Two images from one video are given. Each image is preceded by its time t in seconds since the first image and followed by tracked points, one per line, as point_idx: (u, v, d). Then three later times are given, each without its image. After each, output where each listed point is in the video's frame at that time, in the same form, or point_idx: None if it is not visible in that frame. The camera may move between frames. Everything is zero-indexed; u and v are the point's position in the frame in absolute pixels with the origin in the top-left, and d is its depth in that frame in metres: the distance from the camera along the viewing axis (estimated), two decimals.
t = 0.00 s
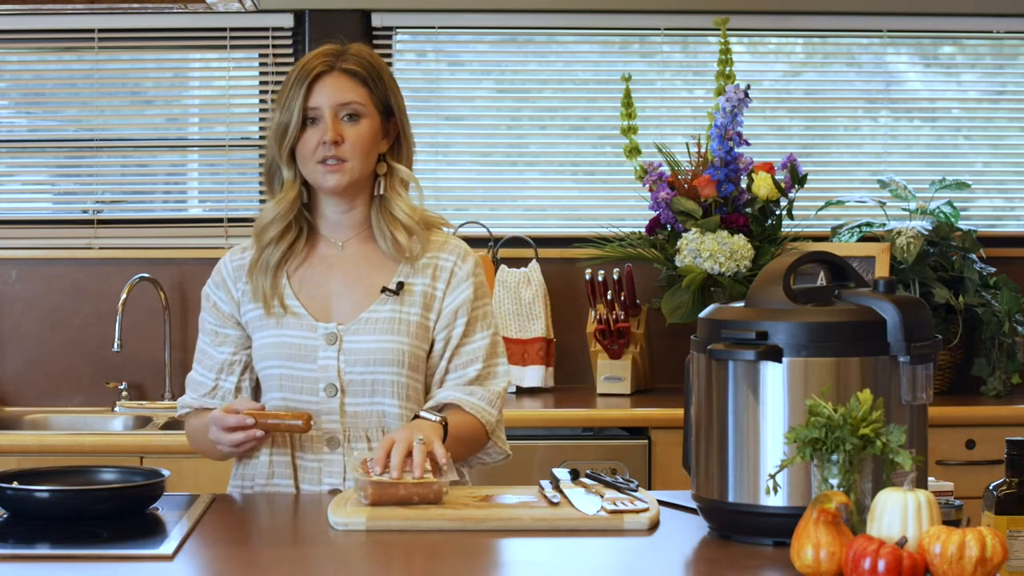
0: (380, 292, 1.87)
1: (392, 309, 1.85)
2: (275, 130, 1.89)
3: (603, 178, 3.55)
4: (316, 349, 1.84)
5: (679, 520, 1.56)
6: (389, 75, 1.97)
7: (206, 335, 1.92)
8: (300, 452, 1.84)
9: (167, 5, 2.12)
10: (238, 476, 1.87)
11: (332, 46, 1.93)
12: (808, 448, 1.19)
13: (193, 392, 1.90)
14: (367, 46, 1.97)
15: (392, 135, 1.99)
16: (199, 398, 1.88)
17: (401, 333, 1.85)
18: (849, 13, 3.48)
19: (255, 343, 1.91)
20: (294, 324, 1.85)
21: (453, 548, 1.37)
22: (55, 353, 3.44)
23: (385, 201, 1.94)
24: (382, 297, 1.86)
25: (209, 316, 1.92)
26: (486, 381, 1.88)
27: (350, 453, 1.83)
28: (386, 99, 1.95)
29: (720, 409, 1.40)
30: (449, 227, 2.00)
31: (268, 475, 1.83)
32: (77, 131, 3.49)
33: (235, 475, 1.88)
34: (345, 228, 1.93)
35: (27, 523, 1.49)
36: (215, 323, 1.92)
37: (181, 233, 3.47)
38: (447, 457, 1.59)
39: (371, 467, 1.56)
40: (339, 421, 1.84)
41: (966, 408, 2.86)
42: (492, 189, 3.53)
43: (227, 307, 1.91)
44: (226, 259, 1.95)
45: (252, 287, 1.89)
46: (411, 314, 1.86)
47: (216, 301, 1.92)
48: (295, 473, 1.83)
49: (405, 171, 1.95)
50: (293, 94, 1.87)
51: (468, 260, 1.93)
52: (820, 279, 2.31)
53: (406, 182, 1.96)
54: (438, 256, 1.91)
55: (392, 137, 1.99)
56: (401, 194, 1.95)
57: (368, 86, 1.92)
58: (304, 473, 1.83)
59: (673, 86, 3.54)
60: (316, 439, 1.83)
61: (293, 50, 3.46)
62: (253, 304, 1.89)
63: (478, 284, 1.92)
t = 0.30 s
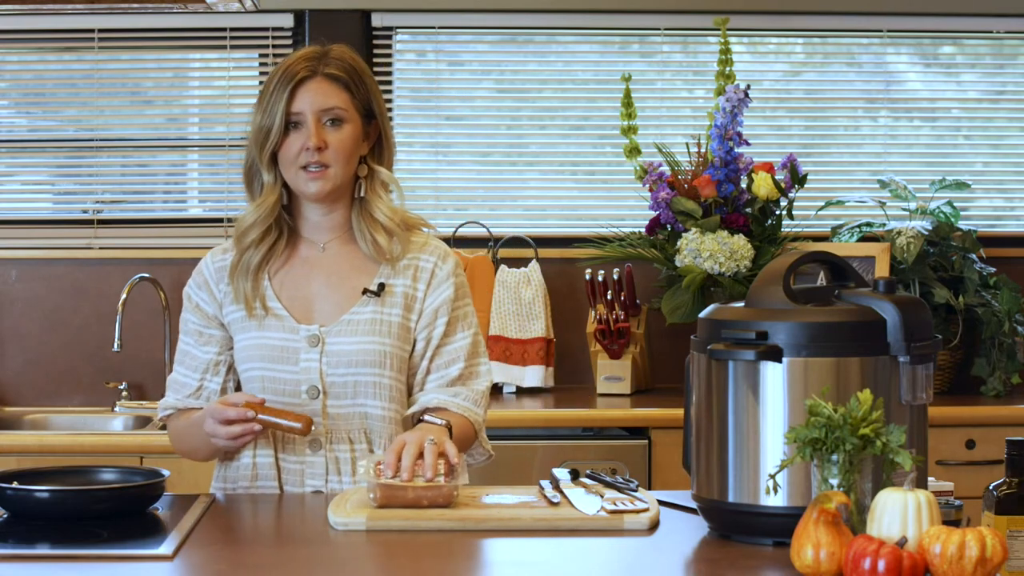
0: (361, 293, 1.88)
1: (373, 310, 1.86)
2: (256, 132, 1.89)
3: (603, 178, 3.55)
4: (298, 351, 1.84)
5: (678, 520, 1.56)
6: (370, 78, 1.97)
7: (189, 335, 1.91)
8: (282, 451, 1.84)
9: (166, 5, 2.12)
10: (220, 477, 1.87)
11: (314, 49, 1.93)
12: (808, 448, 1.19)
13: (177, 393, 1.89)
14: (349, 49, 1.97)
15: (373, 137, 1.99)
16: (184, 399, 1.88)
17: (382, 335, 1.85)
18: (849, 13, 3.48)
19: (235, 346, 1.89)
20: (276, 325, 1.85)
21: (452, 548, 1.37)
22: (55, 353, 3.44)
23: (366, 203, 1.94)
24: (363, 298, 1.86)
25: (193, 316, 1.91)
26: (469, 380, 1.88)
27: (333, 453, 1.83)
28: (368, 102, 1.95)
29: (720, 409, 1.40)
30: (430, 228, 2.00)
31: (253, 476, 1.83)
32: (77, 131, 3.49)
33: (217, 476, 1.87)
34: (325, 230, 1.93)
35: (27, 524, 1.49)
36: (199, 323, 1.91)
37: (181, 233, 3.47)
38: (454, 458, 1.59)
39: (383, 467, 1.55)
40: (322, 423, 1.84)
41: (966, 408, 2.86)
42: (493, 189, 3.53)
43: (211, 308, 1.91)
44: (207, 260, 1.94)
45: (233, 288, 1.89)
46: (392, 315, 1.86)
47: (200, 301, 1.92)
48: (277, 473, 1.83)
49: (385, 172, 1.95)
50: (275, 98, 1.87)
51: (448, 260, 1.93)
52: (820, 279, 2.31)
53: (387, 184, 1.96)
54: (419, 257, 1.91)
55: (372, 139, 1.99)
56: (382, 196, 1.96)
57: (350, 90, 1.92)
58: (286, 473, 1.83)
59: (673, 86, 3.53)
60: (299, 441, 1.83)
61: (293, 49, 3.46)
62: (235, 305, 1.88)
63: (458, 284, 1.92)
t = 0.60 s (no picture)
0: (348, 293, 1.88)
1: (360, 309, 1.86)
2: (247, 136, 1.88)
3: (603, 178, 3.55)
4: (285, 349, 1.84)
5: (678, 520, 1.56)
6: (359, 84, 1.96)
7: (180, 332, 1.88)
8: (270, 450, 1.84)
9: (166, 5, 2.11)
10: (205, 477, 1.86)
11: (304, 55, 1.92)
12: (808, 448, 1.19)
13: (170, 391, 1.86)
14: (339, 53, 1.96)
15: (361, 142, 1.99)
16: (179, 397, 1.84)
17: (368, 333, 1.85)
18: (849, 13, 3.48)
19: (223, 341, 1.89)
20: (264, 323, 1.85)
21: (452, 548, 1.37)
22: (55, 353, 3.44)
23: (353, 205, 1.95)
24: (350, 298, 1.87)
25: (184, 313, 1.89)
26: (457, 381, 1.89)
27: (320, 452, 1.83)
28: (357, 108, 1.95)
29: (720, 408, 1.40)
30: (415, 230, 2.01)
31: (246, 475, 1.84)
32: (77, 131, 3.49)
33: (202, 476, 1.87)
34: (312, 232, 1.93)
35: (27, 524, 1.49)
36: (191, 320, 1.89)
37: (181, 233, 3.47)
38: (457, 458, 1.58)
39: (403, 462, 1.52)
40: (308, 421, 1.84)
41: (966, 408, 2.86)
42: (493, 189, 3.53)
43: (203, 305, 1.89)
44: (195, 258, 1.93)
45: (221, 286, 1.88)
46: (380, 314, 1.87)
47: (192, 298, 1.89)
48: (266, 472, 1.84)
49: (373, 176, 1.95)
50: (267, 103, 1.86)
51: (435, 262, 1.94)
52: (821, 279, 2.31)
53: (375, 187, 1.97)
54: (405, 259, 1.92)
55: (360, 144, 1.99)
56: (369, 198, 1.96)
57: (341, 97, 1.92)
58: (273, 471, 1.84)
59: (673, 86, 3.53)
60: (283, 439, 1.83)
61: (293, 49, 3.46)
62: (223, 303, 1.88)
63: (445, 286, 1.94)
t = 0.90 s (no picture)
0: (351, 292, 1.89)
1: (366, 307, 1.87)
2: (256, 142, 1.85)
3: (603, 178, 3.55)
4: (294, 350, 1.83)
5: (678, 520, 1.56)
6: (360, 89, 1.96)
7: (181, 337, 1.85)
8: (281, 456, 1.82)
9: (166, 6, 2.11)
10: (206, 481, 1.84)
11: (311, 60, 1.89)
12: (808, 448, 1.19)
13: (171, 397, 1.82)
14: (338, 57, 1.95)
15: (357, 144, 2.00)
16: (183, 403, 1.81)
17: (376, 330, 1.87)
18: (849, 13, 3.48)
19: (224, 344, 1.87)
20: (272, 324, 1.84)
21: (453, 548, 1.37)
22: (55, 353, 3.44)
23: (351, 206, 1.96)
24: (355, 296, 1.88)
25: (184, 317, 1.86)
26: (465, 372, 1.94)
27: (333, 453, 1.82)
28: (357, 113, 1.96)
29: (720, 409, 1.40)
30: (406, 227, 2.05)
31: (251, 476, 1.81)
32: (77, 131, 3.49)
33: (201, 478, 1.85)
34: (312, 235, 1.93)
35: (27, 523, 1.49)
36: (192, 324, 1.86)
37: (181, 233, 3.47)
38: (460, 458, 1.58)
39: (404, 463, 1.53)
40: (319, 421, 1.83)
41: (966, 409, 2.87)
42: (493, 189, 3.53)
43: (203, 308, 1.87)
44: (191, 261, 1.89)
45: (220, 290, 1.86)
46: (385, 311, 1.89)
47: (190, 302, 1.87)
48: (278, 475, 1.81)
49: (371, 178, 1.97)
50: (280, 110, 1.83)
51: (431, 259, 1.99)
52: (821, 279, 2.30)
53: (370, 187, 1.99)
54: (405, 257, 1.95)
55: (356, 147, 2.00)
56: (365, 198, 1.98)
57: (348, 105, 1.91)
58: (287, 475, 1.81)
59: (673, 86, 3.53)
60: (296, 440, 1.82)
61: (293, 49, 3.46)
62: (224, 306, 1.85)
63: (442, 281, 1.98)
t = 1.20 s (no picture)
0: (362, 293, 1.91)
1: (379, 310, 1.89)
2: (313, 148, 1.81)
3: (603, 178, 3.55)
4: (314, 354, 1.82)
5: (678, 520, 1.56)
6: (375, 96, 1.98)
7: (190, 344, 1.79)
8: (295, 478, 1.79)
9: (166, 6, 2.11)
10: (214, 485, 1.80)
11: (349, 67, 1.89)
12: (808, 448, 1.19)
13: (181, 405, 1.77)
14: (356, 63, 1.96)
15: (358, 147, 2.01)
16: (195, 412, 1.76)
17: (389, 334, 1.88)
18: (849, 13, 3.48)
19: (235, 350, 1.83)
20: (292, 332, 1.82)
21: (453, 549, 1.37)
22: (55, 353, 3.44)
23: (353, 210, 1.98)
24: (367, 299, 1.89)
25: (193, 323, 1.80)
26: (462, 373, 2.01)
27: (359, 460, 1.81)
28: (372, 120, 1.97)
29: (720, 409, 1.40)
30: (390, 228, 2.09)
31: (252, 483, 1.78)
32: (77, 131, 3.49)
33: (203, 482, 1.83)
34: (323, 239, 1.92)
35: (27, 524, 1.49)
36: (202, 330, 1.81)
37: (181, 233, 3.47)
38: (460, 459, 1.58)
39: (404, 463, 1.54)
40: (339, 425, 1.83)
41: (966, 409, 2.87)
42: (493, 189, 3.53)
43: (214, 313, 1.81)
44: (197, 264, 1.83)
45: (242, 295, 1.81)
46: (395, 313, 1.91)
47: (200, 308, 1.81)
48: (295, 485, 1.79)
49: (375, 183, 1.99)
50: (343, 117, 1.82)
51: (423, 259, 2.04)
52: (821, 279, 2.30)
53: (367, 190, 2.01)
54: (407, 259, 1.99)
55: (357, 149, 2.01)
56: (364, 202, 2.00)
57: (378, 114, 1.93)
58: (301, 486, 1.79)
59: (673, 86, 3.53)
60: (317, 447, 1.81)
61: (292, 49, 3.46)
62: (239, 312, 1.82)
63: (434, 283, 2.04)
